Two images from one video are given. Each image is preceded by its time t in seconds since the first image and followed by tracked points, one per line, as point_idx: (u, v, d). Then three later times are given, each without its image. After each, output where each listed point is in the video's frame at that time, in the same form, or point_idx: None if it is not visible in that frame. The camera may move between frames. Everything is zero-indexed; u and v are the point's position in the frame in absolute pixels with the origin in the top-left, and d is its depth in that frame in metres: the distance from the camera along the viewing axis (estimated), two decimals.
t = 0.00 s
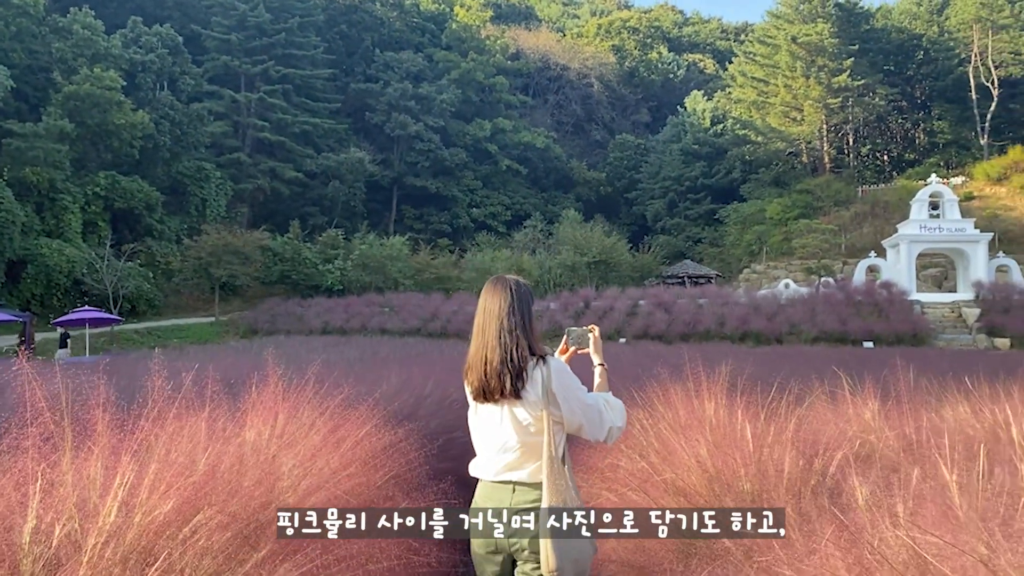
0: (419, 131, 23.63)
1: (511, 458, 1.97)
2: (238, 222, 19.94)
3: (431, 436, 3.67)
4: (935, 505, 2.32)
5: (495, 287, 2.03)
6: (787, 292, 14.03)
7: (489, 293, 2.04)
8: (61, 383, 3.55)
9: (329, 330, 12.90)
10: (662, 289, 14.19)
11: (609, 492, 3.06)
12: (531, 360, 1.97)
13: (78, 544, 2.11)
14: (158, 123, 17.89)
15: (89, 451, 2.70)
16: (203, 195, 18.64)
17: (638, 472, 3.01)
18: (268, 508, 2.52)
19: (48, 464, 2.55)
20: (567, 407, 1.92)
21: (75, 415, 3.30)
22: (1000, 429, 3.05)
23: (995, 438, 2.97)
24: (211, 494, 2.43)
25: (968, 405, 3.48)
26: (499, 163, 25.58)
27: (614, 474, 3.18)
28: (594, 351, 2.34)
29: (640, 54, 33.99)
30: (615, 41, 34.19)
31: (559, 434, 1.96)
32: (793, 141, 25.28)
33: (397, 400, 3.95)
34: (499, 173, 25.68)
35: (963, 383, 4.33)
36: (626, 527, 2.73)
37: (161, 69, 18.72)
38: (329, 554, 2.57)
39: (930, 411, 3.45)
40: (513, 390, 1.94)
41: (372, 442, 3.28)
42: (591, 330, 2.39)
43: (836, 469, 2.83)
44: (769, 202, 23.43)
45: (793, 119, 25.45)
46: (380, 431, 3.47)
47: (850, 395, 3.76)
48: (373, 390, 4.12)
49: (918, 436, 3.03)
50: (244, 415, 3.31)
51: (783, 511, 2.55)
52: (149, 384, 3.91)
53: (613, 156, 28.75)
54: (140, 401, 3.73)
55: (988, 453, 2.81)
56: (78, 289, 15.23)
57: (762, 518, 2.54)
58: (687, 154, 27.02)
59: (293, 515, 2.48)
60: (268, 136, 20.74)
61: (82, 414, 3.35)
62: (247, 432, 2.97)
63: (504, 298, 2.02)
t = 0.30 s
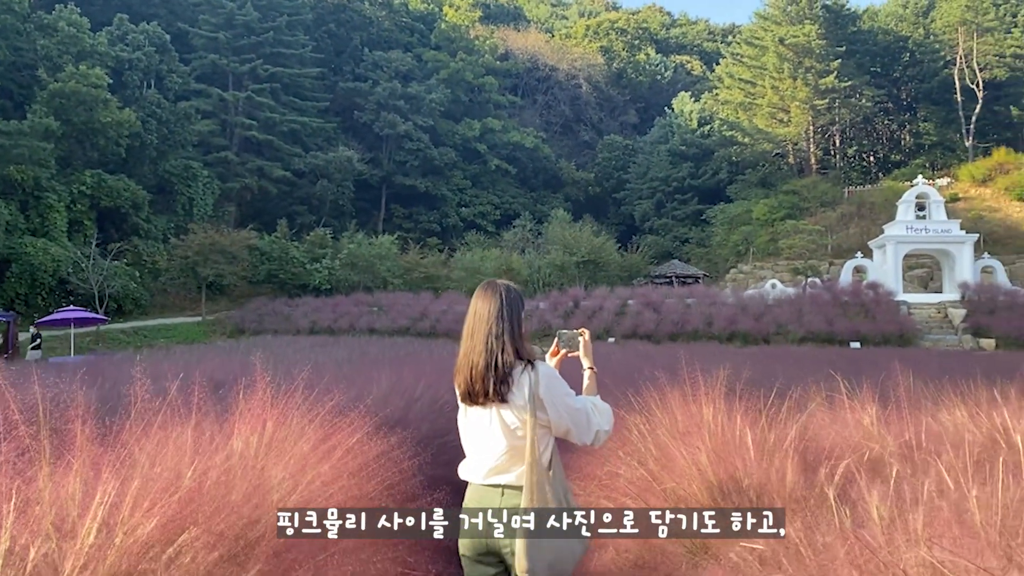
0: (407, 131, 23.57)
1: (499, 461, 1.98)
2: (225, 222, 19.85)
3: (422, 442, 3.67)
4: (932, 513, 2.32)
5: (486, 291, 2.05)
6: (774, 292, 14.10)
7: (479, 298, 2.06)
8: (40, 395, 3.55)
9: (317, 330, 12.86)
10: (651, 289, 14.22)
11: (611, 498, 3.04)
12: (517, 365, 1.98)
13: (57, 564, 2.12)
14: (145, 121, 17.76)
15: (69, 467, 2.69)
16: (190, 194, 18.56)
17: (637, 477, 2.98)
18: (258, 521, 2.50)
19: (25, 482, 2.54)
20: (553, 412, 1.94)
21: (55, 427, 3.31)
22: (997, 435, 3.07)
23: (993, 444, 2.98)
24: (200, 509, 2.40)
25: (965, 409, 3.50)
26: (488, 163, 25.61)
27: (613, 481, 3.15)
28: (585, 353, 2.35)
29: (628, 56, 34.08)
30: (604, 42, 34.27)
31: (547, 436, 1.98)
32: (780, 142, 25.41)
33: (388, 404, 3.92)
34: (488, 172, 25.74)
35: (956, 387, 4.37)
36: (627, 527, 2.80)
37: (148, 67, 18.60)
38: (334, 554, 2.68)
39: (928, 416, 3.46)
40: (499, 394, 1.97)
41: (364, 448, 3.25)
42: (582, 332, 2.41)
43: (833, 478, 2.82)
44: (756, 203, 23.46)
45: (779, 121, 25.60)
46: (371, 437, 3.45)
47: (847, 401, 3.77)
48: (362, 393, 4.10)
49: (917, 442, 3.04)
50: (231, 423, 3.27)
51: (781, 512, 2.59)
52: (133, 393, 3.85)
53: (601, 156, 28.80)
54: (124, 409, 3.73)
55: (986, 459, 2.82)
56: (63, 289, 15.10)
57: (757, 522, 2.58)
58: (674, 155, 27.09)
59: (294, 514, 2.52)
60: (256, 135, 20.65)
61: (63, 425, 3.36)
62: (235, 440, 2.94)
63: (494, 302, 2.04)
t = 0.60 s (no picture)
0: (395, 128, 23.42)
1: (495, 460, 1.96)
2: (211, 219, 19.66)
3: (413, 444, 3.57)
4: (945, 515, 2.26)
5: (478, 291, 2.03)
6: (763, 291, 14.07)
7: (472, 298, 2.04)
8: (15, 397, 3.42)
9: (303, 329, 12.71)
10: (639, 288, 14.13)
11: (607, 500, 2.92)
12: (511, 363, 1.96)
13: None
14: (129, 117, 17.52)
15: (45, 475, 2.55)
16: (174, 191, 18.37)
17: (635, 478, 2.87)
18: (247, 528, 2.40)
19: None
20: (547, 409, 1.92)
21: (31, 431, 3.17)
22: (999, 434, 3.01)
23: (994, 446, 2.92)
24: (185, 518, 2.28)
25: (962, 410, 3.44)
26: (477, 160, 25.51)
27: (610, 481, 3.03)
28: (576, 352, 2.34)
29: (616, 53, 34.02)
30: (593, 39, 34.19)
31: (539, 434, 1.96)
32: (768, 141, 25.40)
33: (377, 404, 3.83)
34: (476, 170, 25.65)
35: (953, 387, 4.30)
36: (626, 527, 2.68)
37: (133, 63, 18.37)
38: (339, 554, 2.68)
39: (927, 416, 3.39)
40: (493, 393, 1.94)
41: (354, 450, 3.15)
42: (570, 333, 2.39)
43: (836, 479, 2.75)
44: (745, 201, 23.42)
45: (768, 119, 25.64)
46: (361, 439, 3.35)
47: (844, 401, 3.68)
48: (351, 394, 4.01)
49: (918, 443, 2.96)
50: (217, 425, 3.16)
51: (783, 511, 2.52)
52: (112, 395, 3.73)
53: (590, 154, 28.75)
54: (104, 412, 3.62)
55: (991, 460, 2.76)
56: (46, 287, 14.90)
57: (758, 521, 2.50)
58: (663, 153, 27.01)
59: (293, 514, 2.48)
60: (242, 132, 20.44)
61: (39, 429, 3.22)
62: (221, 443, 2.82)
63: (487, 302, 2.02)
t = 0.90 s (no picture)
0: (384, 123, 23.33)
1: (487, 456, 2.00)
2: (198, 215, 19.54)
3: (400, 441, 3.53)
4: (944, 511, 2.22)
5: (469, 293, 2.07)
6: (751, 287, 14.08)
7: (463, 300, 2.07)
8: None
9: (292, 325, 12.65)
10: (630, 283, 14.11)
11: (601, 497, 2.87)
12: (502, 364, 2.00)
13: None
14: (116, 111, 17.34)
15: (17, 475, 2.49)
16: (161, 186, 18.24)
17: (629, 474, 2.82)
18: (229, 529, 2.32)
19: None
20: (537, 408, 1.97)
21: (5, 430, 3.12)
22: (993, 428, 3.00)
23: (989, 441, 2.90)
24: (160, 520, 2.21)
25: (954, 405, 3.44)
26: (466, 156, 25.46)
27: (604, 477, 2.98)
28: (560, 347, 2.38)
29: (606, 49, 33.99)
30: (582, 35, 34.15)
31: (529, 432, 2.00)
32: (757, 137, 25.44)
33: (366, 400, 3.80)
34: (465, 166, 25.60)
35: (946, 382, 4.30)
36: (627, 527, 2.66)
37: (119, 56, 18.17)
38: (333, 553, 2.68)
39: (920, 412, 3.38)
40: (486, 393, 1.98)
41: (340, 448, 3.11)
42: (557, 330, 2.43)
43: (832, 474, 2.71)
44: (734, 198, 23.42)
45: (757, 116, 25.73)
46: (347, 436, 3.31)
47: (838, 397, 3.66)
48: (339, 390, 3.98)
49: (914, 438, 2.93)
50: (198, 424, 3.11)
51: (782, 511, 2.45)
52: (92, 392, 3.67)
53: (579, 150, 28.74)
54: (83, 409, 3.57)
55: (987, 456, 2.73)
56: (31, 282, 14.74)
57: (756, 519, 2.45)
58: (652, 149, 26.95)
59: (295, 515, 2.51)
60: (230, 127, 20.30)
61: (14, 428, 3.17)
62: (201, 442, 2.77)
63: (479, 303, 2.05)
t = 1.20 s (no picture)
0: (374, 118, 23.23)
1: (472, 448, 2.03)
2: (187, 209, 19.41)
3: (388, 437, 3.48)
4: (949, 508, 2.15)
5: (457, 284, 2.09)
6: (742, 282, 14.09)
7: (451, 292, 2.09)
8: None
9: (281, 320, 12.57)
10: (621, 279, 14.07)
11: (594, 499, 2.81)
12: (489, 356, 2.03)
13: None
14: (104, 105, 17.17)
15: None
16: (150, 180, 18.11)
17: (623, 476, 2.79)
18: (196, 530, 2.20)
19: None
20: (524, 400, 2.00)
21: None
22: (989, 426, 2.97)
23: (986, 438, 2.87)
24: (124, 522, 2.11)
25: (950, 400, 3.41)
26: (457, 151, 25.41)
27: (595, 471, 2.94)
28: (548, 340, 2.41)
29: (597, 44, 33.97)
30: (573, 30, 34.10)
31: (516, 423, 2.03)
32: (748, 133, 25.46)
33: (351, 396, 3.75)
34: (456, 161, 25.54)
35: (937, 377, 4.29)
36: (626, 527, 2.63)
37: (106, 50, 17.98)
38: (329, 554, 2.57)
39: (916, 407, 3.35)
40: (473, 384, 2.00)
41: (323, 444, 3.00)
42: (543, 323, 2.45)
43: (831, 471, 2.64)
44: (724, 193, 23.44)
45: (748, 111, 25.84)
46: (330, 433, 3.21)
47: (831, 393, 3.65)
48: (324, 386, 3.92)
49: (909, 434, 2.92)
50: (171, 421, 3.01)
51: (782, 511, 2.35)
52: (65, 387, 3.58)
53: (570, 146, 28.74)
54: (58, 399, 3.49)
55: (987, 454, 2.69)
56: (18, 277, 14.60)
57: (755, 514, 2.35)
58: (643, 145, 26.84)
59: (294, 515, 2.44)
60: (219, 121, 20.15)
61: None
62: (174, 440, 2.66)
63: (466, 295, 2.07)
